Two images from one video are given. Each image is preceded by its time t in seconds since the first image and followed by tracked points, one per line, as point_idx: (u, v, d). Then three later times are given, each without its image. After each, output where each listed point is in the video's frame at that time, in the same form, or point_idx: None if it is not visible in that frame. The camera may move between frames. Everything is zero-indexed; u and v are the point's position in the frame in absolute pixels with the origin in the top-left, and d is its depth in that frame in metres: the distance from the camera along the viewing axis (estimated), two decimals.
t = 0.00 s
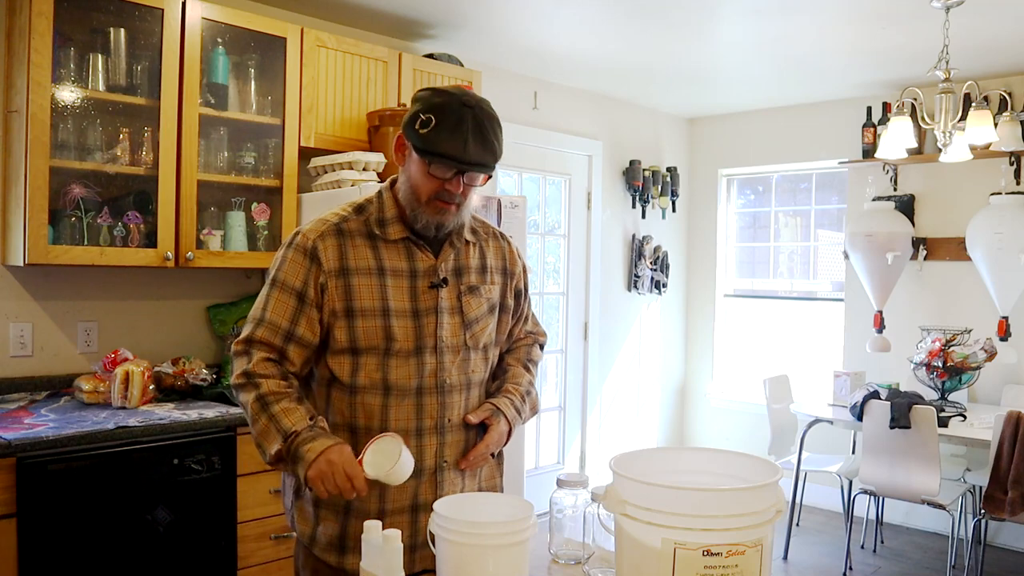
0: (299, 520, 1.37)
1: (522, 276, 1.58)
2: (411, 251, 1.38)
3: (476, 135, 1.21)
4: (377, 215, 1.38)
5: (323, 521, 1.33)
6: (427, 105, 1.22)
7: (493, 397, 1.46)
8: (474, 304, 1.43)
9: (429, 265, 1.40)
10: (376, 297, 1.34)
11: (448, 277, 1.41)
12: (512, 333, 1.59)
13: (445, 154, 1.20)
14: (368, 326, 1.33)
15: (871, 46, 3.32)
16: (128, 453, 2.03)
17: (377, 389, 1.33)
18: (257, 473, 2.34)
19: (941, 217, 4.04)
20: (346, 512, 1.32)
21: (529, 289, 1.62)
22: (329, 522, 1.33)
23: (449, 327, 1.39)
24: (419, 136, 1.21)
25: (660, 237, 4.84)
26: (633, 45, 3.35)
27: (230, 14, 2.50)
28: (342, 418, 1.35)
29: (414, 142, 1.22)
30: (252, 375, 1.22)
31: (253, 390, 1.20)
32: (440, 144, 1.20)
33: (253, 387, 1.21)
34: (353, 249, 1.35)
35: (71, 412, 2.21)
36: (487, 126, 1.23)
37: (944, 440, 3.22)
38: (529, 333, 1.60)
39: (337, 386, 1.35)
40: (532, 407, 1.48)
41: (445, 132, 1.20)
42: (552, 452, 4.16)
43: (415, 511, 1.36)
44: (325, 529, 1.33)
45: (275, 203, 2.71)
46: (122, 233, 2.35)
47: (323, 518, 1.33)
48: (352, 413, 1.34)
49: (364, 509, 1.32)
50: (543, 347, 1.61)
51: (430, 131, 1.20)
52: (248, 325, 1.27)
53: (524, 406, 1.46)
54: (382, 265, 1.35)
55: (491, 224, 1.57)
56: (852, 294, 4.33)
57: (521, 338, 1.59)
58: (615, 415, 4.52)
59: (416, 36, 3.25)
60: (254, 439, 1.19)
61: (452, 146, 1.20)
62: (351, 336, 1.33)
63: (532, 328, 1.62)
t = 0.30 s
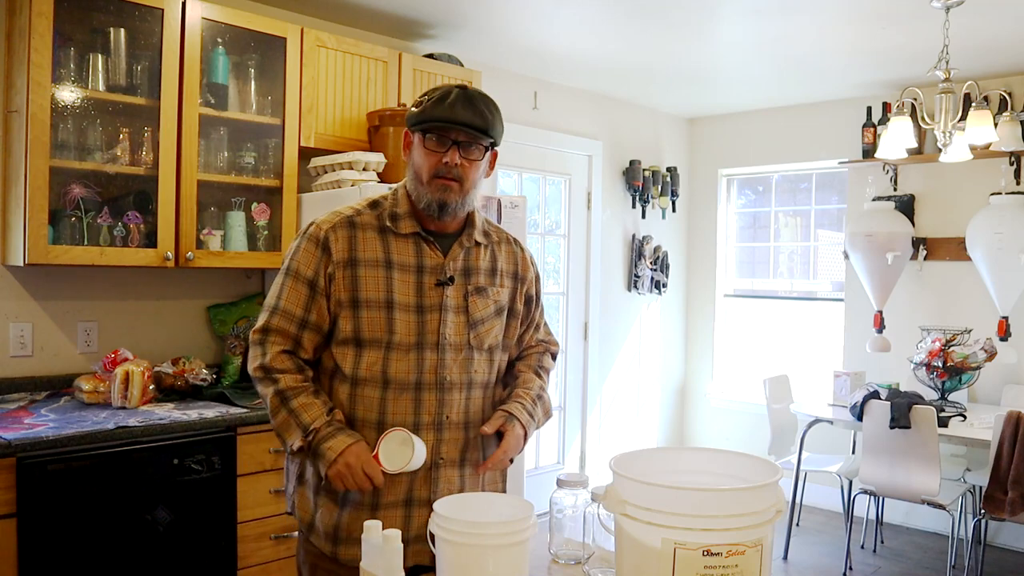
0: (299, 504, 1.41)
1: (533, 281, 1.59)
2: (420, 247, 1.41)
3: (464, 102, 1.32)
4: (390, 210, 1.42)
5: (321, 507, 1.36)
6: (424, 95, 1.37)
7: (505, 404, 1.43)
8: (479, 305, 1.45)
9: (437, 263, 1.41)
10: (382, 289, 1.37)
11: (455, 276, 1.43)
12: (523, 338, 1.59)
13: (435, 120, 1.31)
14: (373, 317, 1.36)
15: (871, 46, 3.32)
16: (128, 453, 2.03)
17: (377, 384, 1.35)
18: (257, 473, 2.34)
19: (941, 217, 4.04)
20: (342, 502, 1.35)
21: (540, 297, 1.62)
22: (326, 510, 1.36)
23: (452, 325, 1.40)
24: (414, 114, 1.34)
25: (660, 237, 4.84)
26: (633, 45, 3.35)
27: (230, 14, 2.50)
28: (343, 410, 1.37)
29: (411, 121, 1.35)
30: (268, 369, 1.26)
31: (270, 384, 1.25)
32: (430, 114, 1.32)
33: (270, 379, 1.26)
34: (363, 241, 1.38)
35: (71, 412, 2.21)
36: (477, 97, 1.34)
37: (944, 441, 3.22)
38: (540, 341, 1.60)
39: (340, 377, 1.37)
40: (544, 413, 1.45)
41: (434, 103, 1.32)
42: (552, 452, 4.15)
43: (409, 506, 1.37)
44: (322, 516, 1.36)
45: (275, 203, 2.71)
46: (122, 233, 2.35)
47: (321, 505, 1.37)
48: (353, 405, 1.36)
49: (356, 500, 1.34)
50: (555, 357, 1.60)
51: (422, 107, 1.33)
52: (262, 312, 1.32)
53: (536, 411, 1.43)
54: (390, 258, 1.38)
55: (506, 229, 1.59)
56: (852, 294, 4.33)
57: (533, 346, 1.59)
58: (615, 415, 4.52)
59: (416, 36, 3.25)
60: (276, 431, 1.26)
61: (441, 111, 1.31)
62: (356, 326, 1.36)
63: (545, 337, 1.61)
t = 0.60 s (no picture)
0: (310, 498, 1.42)
1: (542, 283, 1.59)
2: (429, 244, 1.42)
3: (472, 106, 1.33)
4: (401, 209, 1.43)
5: (331, 501, 1.38)
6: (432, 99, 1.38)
7: (517, 402, 1.42)
8: (488, 303, 1.45)
9: (446, 261, 1.43)
10: (391, 284, 1.38)
11: (463, 274, 1.44)
12: (532, 339, 1.59)
13: (444, 122, 1.32)
14: (382, 312, 1.37)
15: (871, 46, 3.32)
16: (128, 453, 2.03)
17: (385, 379, 1.37)
18: (257, 473, 2.33)
19: (941, 217, 4.04)
20: (351, 494, 1.36)
21: (549, 299, 1.62)
22: (335, 503, 1.37)
23: (460, 321, 1.41)
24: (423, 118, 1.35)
25: (660, 237, 4.84)
26: (633, 45, 3.35)
27: (230, 14, 2.50)
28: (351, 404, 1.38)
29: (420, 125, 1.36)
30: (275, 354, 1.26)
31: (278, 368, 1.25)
32: (438, 116, 1.32)
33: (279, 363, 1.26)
34: (374, 237, 1.39)
35: (71, 412, 2.21)
36: (485, 101, 1.35)
37: (944, 441, 3.22)
38: (550, 342, 1.59)
39: (349, 372, 1.38)
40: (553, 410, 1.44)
41: (443, 106, 1.33)
42: (552, 452, 4.15)
43: (416, 500, 1.38)
44: (333, 509, 1.37)
45: (275, 203, 2.71)
46: (122, 233, 2.35)
47: (331, 498, 1.38)
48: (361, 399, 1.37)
49: (365, 493, 1.36)
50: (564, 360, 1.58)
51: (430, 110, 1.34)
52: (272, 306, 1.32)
53: (546, 409, 1.42)
54: (400, 255, 1.39)
55: (515, 232, 1.59)
56: (852, 294, 4.33)
57: (542, 347, 1.58)
58: (615, 415, 4.52)
59: (416, 36, 3.25)
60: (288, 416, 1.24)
61: (450, 113, 1.32)
62: (365, 320, 1.36)
63: (555, 339, 1.61)
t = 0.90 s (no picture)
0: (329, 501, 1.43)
1: (549, 286, 1.59)
2: (436, 251, 1.44)
3: (487, 116, 1.35)
4: (409, 216, 1.45)
5: (351, 503, 1.39)
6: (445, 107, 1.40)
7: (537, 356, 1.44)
8: (495, 309, 1.47)
9: (454, 267, 1.45)
10: (401, 290, 1.40)
11: (471, 280, 1.45)
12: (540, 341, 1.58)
13: (458, 129, 1.33)
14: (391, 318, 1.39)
15: (872, 46, 3.32)
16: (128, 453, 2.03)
17: (398, 384, 1.39)
18: (257, 473, 2.33)
19: (941, 217, 4.04)
20: (370, 496, 1.38)
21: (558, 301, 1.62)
22: (355, 505, 1.38)
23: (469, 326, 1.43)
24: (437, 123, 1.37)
25: (660, 237, 4.84)
26: (633, 45, 3.35)
27: (230, 14, 2.50)
28: (366, 409, 1.39)
29: (434, 130, 1.38)
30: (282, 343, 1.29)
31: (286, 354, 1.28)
32: (452, 123, 1.34)
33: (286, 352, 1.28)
34: (383, 244, 1.42)
35: (71, 412, 2.21)
36: (499, 112, 1.37)
37: (944, 441, 3.22)
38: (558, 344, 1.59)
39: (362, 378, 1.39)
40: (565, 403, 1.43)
41: (458, 115, 1.35)
42: (552, 452, 4.15)
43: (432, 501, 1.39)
44: (352, 511, 1.39)
45: (275, 203, 2.71)
46: (122, 233, 2.35)
47: (350, 501, 1.39)
48: (375, 404, 1.39)
49: (385, 495, 1.37)
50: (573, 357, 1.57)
51: (446, 117, 1.35)
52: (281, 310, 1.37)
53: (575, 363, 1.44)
54: (409, 262, 1.42)
55: (520, 238, 1.60)
56: (852, 294, 4.33)
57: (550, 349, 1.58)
58: (615, 415, 4.52)
59: (416, 36, 3.25)
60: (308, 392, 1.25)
61: (466, 120, 1.34)
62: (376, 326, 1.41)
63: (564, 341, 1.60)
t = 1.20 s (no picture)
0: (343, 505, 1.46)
1: (551, 285, 1.61)
2: (441, 257, 1.47)
3: (492, 119, 1.36)
4: (413, 224, 1.48)
5: (365, 506, 1.42)
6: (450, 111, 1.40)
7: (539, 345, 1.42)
8: (500, 311, 1.49)
9: (458, 272, 1.47)
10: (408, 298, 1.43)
11: (475, 284, 1.48)
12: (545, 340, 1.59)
13: (465, 132, 1.34)
14: (398, 325, 1.42)
15: (871, 46, 3.32)
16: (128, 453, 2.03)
17: (408, 390, 1.40)
18: (257, 473, 2.33)
19: (941, 217, 4.04)
20: (384, 499, 1.41)
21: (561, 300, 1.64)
22: (369, 507, 1.41)
23: (476, 329, 1.45)
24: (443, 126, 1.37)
25: (660, 237, 4.84)
26: (633, 45, 3.35)
27: (230, 14, 2.50)
28: (375, 415, 1.42)
29: (439, 133, 1.38)
30: (297, 347, 1.34)
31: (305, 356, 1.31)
32: (458, 126, 1.34)
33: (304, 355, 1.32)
34: (388, 253, 1.45)
35: (71, 412, 2.21)
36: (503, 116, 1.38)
37: (944, 441, 3.22)
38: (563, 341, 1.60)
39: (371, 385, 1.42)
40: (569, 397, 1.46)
41: (463, 118, 1.36)
42: (552, 452, 4.15)
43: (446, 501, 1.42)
44: (366, 514, 1.41)
45: (275, 203, 2.71)
46: (122, 233, 2.35)
47: (365, 504, 1.42)
48: (385, 411, 1.41)
49: (399, 497, 1.40)
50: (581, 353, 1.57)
51: (452, 120, 1.36)
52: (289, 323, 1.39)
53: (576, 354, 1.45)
54: (414, 270, 1.45)
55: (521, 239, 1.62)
56: (852, 294, 4.33)
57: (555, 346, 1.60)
58: (614, 415, 4.52)
59: (416, 37, 3.25)
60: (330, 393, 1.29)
61: (471, 124, 1.34)
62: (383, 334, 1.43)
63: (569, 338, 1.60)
